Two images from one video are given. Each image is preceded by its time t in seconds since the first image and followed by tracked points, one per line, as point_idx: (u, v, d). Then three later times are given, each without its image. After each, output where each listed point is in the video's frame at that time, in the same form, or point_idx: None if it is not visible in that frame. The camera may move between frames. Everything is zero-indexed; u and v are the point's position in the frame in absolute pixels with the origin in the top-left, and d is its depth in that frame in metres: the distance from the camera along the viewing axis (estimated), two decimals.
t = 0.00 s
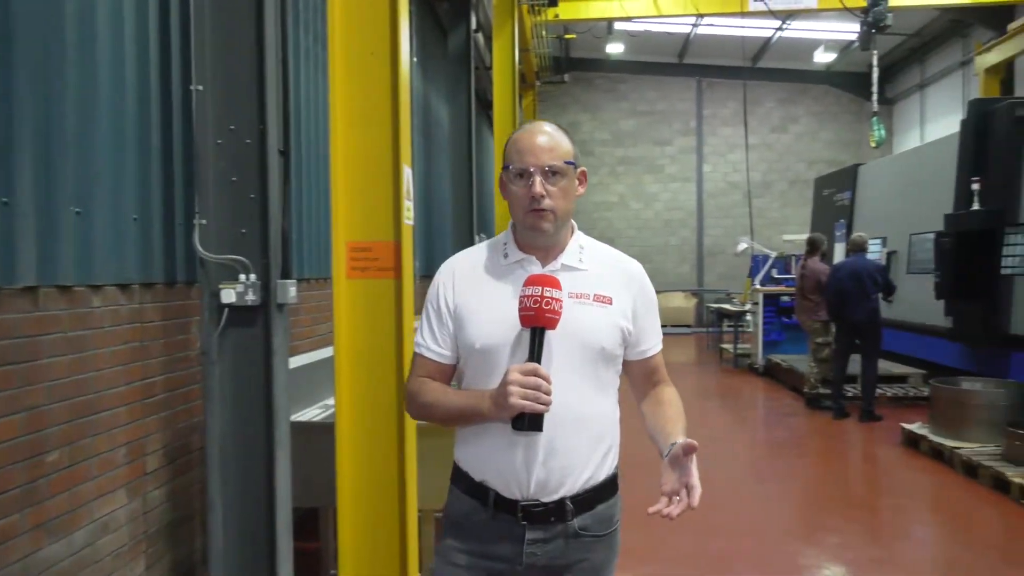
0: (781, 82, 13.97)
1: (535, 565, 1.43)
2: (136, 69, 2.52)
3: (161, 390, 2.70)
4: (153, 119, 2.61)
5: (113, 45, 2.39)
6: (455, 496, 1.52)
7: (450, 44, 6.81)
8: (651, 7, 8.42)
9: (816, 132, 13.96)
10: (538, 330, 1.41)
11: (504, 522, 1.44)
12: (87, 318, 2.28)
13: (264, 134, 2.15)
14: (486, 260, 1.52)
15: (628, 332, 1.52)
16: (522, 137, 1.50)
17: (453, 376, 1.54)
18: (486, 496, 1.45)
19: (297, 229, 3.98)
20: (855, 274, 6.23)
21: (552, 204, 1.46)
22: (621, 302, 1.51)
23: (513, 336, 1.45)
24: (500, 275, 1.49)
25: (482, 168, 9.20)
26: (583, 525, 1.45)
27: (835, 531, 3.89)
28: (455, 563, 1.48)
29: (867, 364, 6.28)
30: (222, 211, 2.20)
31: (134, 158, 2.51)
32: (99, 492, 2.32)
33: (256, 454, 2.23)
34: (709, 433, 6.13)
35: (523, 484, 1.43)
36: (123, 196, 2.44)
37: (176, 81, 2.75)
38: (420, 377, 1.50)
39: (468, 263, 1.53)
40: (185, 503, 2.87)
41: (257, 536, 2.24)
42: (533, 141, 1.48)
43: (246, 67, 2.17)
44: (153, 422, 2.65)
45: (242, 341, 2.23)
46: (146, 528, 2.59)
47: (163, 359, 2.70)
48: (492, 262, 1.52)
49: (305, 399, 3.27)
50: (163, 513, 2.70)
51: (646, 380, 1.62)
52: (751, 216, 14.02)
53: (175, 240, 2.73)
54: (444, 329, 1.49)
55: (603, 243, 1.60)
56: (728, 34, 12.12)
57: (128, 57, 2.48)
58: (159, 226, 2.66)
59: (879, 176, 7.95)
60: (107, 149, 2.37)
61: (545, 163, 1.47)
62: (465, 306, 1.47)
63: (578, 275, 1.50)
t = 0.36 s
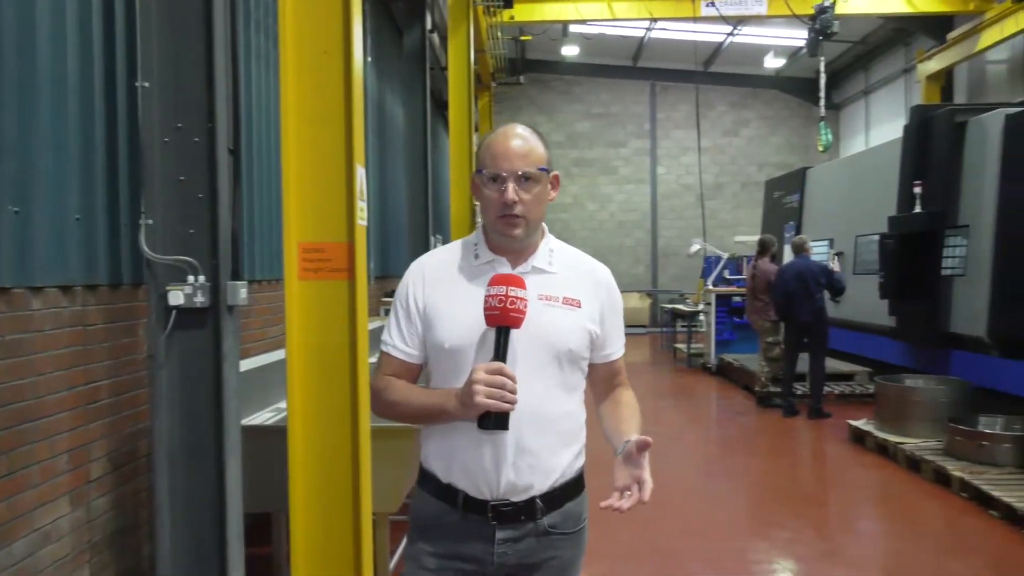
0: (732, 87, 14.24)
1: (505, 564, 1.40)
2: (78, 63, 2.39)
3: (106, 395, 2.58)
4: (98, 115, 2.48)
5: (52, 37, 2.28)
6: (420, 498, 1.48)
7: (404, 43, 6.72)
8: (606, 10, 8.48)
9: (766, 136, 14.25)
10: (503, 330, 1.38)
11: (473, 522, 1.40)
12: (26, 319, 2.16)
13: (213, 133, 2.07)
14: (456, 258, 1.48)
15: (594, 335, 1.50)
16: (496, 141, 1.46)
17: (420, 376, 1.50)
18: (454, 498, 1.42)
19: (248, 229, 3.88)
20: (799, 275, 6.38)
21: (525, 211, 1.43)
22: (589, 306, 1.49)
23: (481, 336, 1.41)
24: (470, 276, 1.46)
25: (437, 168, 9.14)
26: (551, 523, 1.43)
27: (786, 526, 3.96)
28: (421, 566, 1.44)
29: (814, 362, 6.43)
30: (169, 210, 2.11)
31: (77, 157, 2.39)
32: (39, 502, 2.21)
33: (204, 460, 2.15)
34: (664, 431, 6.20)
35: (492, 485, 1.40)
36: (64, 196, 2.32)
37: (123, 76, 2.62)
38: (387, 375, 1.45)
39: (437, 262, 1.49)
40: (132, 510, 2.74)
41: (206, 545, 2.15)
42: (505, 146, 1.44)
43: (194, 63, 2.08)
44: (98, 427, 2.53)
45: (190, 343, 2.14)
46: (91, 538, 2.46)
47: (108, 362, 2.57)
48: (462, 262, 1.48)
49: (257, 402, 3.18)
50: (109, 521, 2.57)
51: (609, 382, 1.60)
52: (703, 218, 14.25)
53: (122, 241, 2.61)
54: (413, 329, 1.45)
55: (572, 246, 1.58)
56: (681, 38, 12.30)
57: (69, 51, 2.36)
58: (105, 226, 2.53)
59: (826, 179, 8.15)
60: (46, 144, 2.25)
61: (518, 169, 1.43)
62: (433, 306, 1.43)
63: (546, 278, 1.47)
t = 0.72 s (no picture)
0: (694, 90, 14.42)
1: (488, 566, 1.39)
2: (28, 55, 2.30)
3: (59, 399, 2.49)
4: (50, 110, 2.39)
5: None
6: (394, 502, 1.44)
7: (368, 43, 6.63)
8: (569, 12, 8.52)
9: (727, 138, 14.45)
10: (486, 331, 1.36)
11: (456, 524, 1.38)
12: None
13: (170, 131, 2.01)
14: (432, 259, 1.46)
15: (571, 336, 1.51)
16: (475, 144, 1.44)
17: (395, 379, 1.45)
18: (435, 501, 1.39)
19: (207, 229, 3.81)
20: (751, 275, 6.51)
21: (504, 215, 1.41)
22: (566, 307, 1.50)
23: (461, 338, 1.39)
24: (449, 278, 1.44)
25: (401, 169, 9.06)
26: (532, 524, 1.43)
27: (748, 523, 4.01)
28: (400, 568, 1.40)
29: (773, 361, 6.54)
30: (124, 209, 2.04)
31: (26, 153, 2.29)
32: None
33: (161, 466, 2.08)
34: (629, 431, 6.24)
35: (475, 486, 1.38)
36: (14, 194, 2.23)
37: (78, 72, 2.53)
38: (361, 379, 1.41)
39: (413, 263, 1.45)
40: (87, 517, 2.65)
41: (165, 554, 2.09)
42: (483, 149, 1.42)
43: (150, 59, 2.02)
44: (50, 432, 2.43)
45: (147, 346, 2.07)
46: (43, 546, 2.37)
47: (61, 365, 2.48)
48: (439, 263, 1.45)
49: (217, 405, 3.10)
50: (62, 529, 2.48)
51: (581, 383, 1.61)
52: (666, 219, 14.41)
53: (75, 241, 2.52)
54: (388, 332, 1.41)
55: (547, 249, 1.58)
56: (643, 41, 12.42)
57: (18, 42, 2.26)
58: (57, 226, 2.44)
59: (785, 181, 8.31)
60: None
61: (498, 175, 1.41)
62: (411, 308, 1.40)
63: (524, 279, 1.47)
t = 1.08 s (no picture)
0: (664, 92, 14.55)
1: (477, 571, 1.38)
2: None
3: (18, 403, 2.41)
4: (8, 106, 2.31)
5: None
6: (372, 513, 1.40)
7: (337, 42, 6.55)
8: (540, 13, 8.51)
9: (697, 140, 14.60)
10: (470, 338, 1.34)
11: (442, 532, 1.36)
12: None
13: (134, 130, 1.96)
14: (408, 262, 1.41)
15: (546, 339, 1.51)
16: (455, 146, 1.40)
17: (366, 387, 1.40)
18: (419, 511, 1.35)
19: (172, 229, 3.73)
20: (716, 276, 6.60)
21: (486, 221, 1.39)
22: (542, 311, 1.50)
23: (442, 345, 1.36)
24: (427, 283, 1.40)
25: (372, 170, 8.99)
26: (514, 526, 1.43)
27: (717, 522, 4.05)
28: None
29: (741, 361, 6.62)
30: (86, 209, 1.98)
31: None
32: None
33: (124, 474, 2.02)
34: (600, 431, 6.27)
35: (460, 493, 1.36)
36: None
37: (38, 67, 2.45)
38: (334, 388, 1.35)
39: (388, 265, 1.40)
40: (48, 525, 2.57)
41: (129, 563, 2.03)
42: (465, 151, 1.39)
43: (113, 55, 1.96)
44: (10, 438, 2.36)
45: (110, 349, 2.01)
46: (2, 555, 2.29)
47: (20, 368, 2.40)
48: (415, 267, 1.41)
49: (182, 408, 3.03)
50: (23, 537, 2.40)
51: (551, 384, 1.61)
52: (637, 220, 14.50)
53: (35, 241, 2.44)
54: (364, 338, 1.35)
55: (519, 251, 1.58)
56: (614, 43, 12.49)
57: None
58: (15, 226, 2.36)
59: (754, 184, 8.42)
60: None
61: (480, 180, 1.38)
62: (389, 313, 1.35)
63: (502, 283, 1.46)
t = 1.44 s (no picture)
0: (634, 94, 14.66)
1: None
2: None
3: None
4: None
5: None
6: (341, 525, 1.37)
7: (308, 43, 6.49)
8: (512, 15, 8.51)
9: (667, 142, 14.73)
10: (446, 346, 1.33)
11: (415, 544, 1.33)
12: None
13: (98, 129, 1.91)
14: (379, 265, 1.38)
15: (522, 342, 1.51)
16: (431, 145, 1.37)
17: (333, 395, 1.36)
18: (391, 524, 1.33)
19: (137, 228, 3.65)
20: (689, 278, 6.65)
21: (463, 225, 1.37)
22: (517, 313, 1.49)
23: (419, 351, 1.34)
24: (400, 288, 1.37)
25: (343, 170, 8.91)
26: (486, 536, 1.42)
27: (686, 521, 4.07)
28: None
29: (711, 361, 6.68)
30: (47, 209, 1.91)
31: None
32: None
33: (87, 482, 1.96)
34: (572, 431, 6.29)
35: (434, 505, 1.34)
36: None
37: None
38: (302, 398, 1.30)
39: (359, 269, 1.37)
40: (4, 534, 2.49)
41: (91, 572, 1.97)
42: (441, 151, 1.36)
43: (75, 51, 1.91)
44: None
45: (73, 353, 1.95)
46: None
47: None
48: (387, 271, 1.39)
49: (147, 412, 2.96)
50: None
51: (525, 386, 1.60)
52: (608, 222, 14.57)
53: None
54: (333, 345, 1.31)
55: (493, 252, 1.57)
56: (585, 45, 12.54)
57: None
58: None
59: (723, 186, 8.52)
60: None
61: (458, 183, 1.37)
62: (363, 320, 1.32)
63: (477, 286, 1.45)
